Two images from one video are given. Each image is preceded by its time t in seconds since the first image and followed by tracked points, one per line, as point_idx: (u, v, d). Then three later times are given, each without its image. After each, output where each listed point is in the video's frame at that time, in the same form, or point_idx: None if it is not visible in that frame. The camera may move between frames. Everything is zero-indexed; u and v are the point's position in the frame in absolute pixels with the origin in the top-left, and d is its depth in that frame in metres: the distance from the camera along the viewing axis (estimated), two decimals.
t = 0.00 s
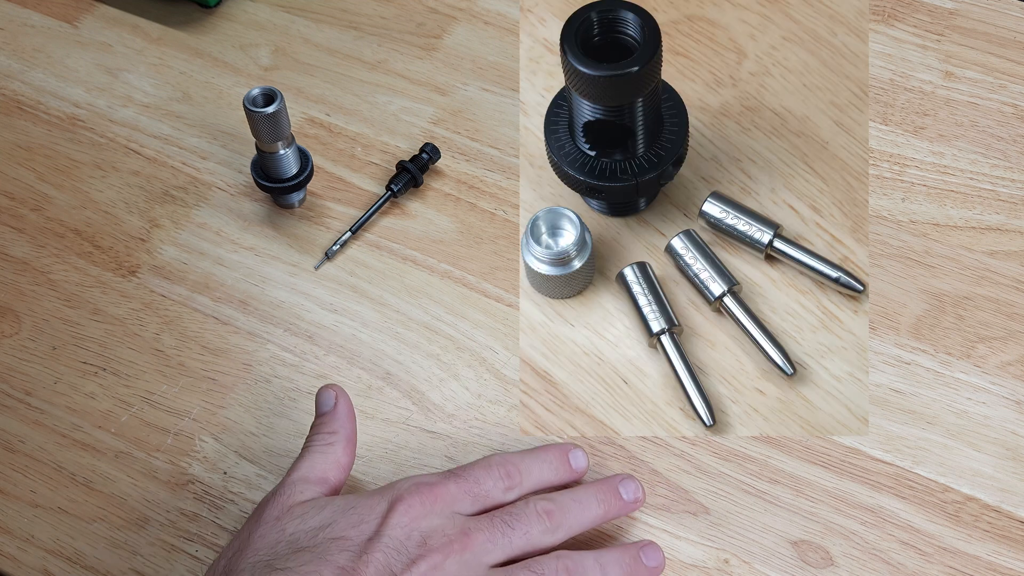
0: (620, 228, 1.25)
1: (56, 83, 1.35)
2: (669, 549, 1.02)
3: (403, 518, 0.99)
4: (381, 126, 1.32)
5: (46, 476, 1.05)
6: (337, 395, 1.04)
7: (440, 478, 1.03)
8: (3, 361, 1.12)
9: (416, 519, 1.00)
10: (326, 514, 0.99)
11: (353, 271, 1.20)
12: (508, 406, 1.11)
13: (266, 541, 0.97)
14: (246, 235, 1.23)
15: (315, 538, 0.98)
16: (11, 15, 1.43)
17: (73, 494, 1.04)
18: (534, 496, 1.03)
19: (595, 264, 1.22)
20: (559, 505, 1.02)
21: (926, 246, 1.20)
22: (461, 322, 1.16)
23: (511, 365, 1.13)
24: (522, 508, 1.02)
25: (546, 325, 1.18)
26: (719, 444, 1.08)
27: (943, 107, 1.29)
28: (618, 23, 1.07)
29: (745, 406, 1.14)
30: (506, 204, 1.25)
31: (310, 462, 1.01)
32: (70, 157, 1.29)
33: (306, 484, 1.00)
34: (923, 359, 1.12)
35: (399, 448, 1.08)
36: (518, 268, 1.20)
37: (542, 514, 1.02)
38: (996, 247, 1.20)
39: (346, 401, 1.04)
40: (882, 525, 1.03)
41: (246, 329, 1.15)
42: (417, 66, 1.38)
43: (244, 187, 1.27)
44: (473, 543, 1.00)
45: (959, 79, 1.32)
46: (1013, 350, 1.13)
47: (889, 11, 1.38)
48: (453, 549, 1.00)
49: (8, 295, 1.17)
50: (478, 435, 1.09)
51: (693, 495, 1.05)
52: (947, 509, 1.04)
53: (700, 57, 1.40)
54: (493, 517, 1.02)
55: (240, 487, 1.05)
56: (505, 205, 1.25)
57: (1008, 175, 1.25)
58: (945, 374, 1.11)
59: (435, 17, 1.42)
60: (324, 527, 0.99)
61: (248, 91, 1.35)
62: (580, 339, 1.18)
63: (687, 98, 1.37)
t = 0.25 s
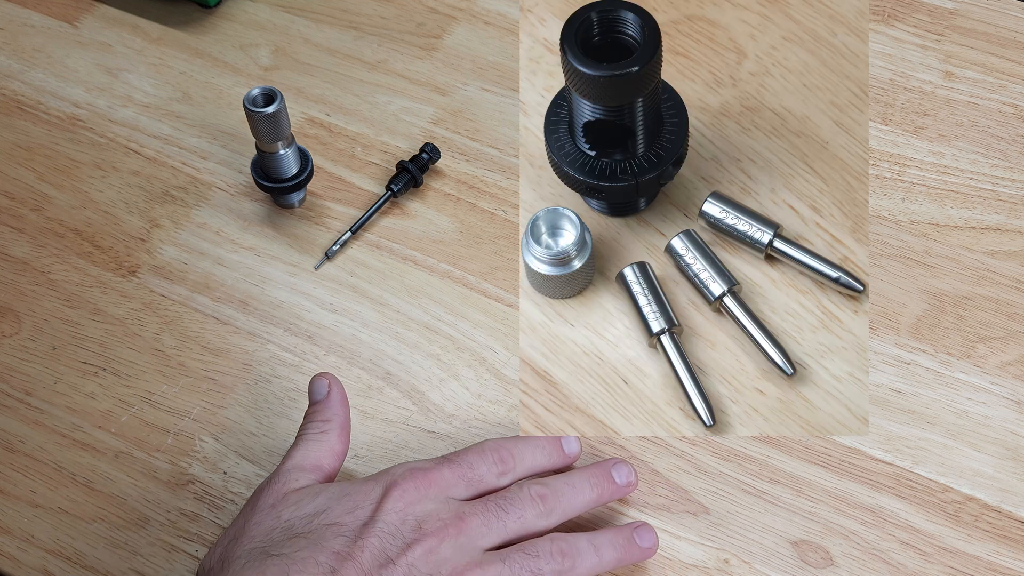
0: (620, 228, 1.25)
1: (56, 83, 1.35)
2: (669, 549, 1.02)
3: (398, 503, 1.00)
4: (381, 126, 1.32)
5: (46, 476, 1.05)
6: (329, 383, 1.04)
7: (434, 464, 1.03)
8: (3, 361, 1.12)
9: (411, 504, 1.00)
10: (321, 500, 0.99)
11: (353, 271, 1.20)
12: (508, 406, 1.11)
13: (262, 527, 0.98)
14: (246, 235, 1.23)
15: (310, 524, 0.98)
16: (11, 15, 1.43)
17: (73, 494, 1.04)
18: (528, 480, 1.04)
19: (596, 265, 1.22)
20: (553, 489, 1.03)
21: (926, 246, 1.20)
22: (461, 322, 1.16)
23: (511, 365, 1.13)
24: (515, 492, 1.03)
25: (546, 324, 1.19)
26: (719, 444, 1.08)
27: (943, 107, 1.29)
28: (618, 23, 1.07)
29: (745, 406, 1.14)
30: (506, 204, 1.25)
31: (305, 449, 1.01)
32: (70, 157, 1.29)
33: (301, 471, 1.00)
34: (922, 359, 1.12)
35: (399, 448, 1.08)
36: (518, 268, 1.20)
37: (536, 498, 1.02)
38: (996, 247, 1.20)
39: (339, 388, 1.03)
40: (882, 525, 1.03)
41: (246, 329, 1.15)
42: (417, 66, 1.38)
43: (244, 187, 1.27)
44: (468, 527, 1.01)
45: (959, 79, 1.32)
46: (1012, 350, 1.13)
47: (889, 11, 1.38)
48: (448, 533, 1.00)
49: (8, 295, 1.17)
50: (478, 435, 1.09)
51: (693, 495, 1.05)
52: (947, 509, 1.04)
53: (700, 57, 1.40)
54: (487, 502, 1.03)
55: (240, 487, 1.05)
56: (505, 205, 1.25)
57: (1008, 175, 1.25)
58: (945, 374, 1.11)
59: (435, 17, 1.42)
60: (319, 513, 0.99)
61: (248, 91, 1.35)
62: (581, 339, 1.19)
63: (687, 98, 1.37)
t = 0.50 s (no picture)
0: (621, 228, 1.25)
1: (57, 83, 1.35)
2: (669, 549, 1.02)
3: (405, 504, 1.00)
4: (381, 126, 1.32)
5: (46, 476, 1.05)
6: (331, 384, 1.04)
7: (440, 465, 1.03)
8: (3, 362, 1.12)
9: (417, 505, 1.00)
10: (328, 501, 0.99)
11: (353, 271, 1.20)
12: (509, 406, 1.11)
13: (270, 528, 0.98)
14: (246, 235, 1.23)
15: (317, 525, 0.98)
16: (11, 15, 1.43)
17: (73, 494, 1.04)
18: (534, 482, 1.04)
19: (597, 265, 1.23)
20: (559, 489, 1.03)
21: (926, 247, 1.20)
22: (461, 322, 1.16)
23: (512, 366, 1.13)
24: (520, 493, 1.03)
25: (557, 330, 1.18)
26: (719, 444, 1.08)
27: (943, 107, 1.29)
28: (618, 23, 1.07)
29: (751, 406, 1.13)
30: (506, 204, 1.25)
31: (312, 451, 1.01)
32: (70, 157, 1.29)
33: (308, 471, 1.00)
34: (923, 359, 1.12)
35: (399, 448, 1.08)
36: (518, 268, 1.20)
37: (540, 499, 1.02)
38: (996, 247, 1.20)
39: (345, 390, 1.04)
40: (882, 525, 1.03)
41: (246, 329, 1.15)
42: (417, 66, 1.38)
43: (244, 187, 1.27)
44: (474, 528, 1.01)
45: (959, 79, 1.32)
46: (1013, 350, 1.13)
47: (889, 11, 1.38)
48: (455, 534, 1.00)
49: (8, 295, 1.17)
50: (479, 435, 1.09)
51: (693, 495, 1.05)
52: (947, 509, 1.04)
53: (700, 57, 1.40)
54: (493, 503, 1.03)
55: (240, 488, 1.05)
56: (505, 205, 1.25)
57: (1008, 175, 1.25)
58: (945, 374, 1.11)
59: (435, 17, 1.42)
60: (326, 514, 0.99)
61: (248, 91, 1.35)
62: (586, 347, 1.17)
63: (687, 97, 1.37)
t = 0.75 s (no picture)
0: (618, 229, 1.23)
1: (56, 83, 1.35)
2: (669, 549, 1.01)
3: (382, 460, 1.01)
4: (381, 126, 1.33)
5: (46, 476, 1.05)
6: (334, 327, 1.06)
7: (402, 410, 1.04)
8: (2, 361, 1.12)
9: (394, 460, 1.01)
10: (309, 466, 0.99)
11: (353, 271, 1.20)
12: (508, 406, 1.10)
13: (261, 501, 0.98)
14: (246, 235, 1.23)
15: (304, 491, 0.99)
16: (12, 15, 1.43)
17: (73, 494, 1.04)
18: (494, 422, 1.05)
19: (595, 264, 1.21)
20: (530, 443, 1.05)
21: (926, 247, 1.21)
22: (461, 322, 1.16)
23: (511, 365, 1.13)
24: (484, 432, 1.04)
25: (558, 334, 1.15)
26: (719, 444, 1.08)
27: (943, 106, 1.33)
28: None
29: (760, 404, 1.10)
30: (506, 204, 1.25)
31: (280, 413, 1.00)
32: (70, 157, 1.28)
33: (274, 401, 1.00)
34: (923, 359, 1.13)
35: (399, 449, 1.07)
36: (518, 267, 1.20)
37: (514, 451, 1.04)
38: (996, 247, 1.20)
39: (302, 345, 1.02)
40: (883, 525, 1.03)
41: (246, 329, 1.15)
42: (417, 66, 1.39)
43: (244, 187, 1.27)
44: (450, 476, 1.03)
45: (959, 79, 1.35)
46: (1013, 350, 1.13)
47: (889, 11, 1.44)
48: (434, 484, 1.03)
49: (8, 295, 1.16)
50: (478, 435, 1.08)
51: (693, 495, 1.04)
52: (948, 509, 1.03)
53: (698, 58, 1.41)
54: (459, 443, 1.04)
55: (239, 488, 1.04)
56: (505, 205, 1.25)
57: (1008, 175, 1.27)
58: (945, 374, 1.11)
59: (435, 18, 1.44)
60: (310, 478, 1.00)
61: (248, 91, 1.35)
62: (587, 352, 1.14)
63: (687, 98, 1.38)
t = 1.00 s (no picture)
0: (618, 229, 1.23)
1: (56, 83, 1.35)
2: (669, 549, 1.01)
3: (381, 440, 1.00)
4: (381, 126, 1.33)
5: (47, 476, 1.04)
6: (581, 398, 0.84)
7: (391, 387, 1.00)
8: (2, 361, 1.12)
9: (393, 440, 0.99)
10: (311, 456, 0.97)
11: (353, 271, 1.20)
12: (508, 406, 1.09)
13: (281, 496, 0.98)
14: (246, 235, 1.23)
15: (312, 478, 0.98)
16: (11, 15, 1.43)
17: (73, 494, 1.03)
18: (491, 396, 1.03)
19: (594, 264, 1.21)
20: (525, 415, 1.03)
21: (926, 247, 1.21)
22: (461, 322, 1.16)
23: (512, 365, 1.12)
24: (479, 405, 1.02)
25: (558, 334, 1.15)
26: (719, 444, 1.07)
27: (943, 106, 1.33)
28: None
29: (760, 404, 1.10)
30: (506, 204, 1.25)
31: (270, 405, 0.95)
32: (70, 157, 1.28)
33: (430, 509, 0.79)
34: (922, 359, 1.13)
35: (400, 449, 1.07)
36: (518, 268, 1.20)
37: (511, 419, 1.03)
38: (996, 247, 1.20)
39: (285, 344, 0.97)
40: (883, 525, 1.03)
41: (246, 329, 1.15)
42: (417, 66, 1.39)
43: (244, 187, 1.27)
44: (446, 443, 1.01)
45: (959, 79, 1.35)
46: (1013, 350, 1.13)
47: (889, 12, 1.44)
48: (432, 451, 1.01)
49: (8, 295, 1.16)
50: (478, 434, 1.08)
51: (693, 495, 1.04)
52: (947, 509, 1.03)
53: (698, 58, 1.40)
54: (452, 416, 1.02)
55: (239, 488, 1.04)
56: (505, 205, 1.25)
57: (1008, 175, 1.27)
58: (945, 374, 1.11)
59: (435, 18, 1.44)
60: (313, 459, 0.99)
61: (248, 91, 1.35)
62: (587, 351, 1.14)
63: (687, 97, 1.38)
